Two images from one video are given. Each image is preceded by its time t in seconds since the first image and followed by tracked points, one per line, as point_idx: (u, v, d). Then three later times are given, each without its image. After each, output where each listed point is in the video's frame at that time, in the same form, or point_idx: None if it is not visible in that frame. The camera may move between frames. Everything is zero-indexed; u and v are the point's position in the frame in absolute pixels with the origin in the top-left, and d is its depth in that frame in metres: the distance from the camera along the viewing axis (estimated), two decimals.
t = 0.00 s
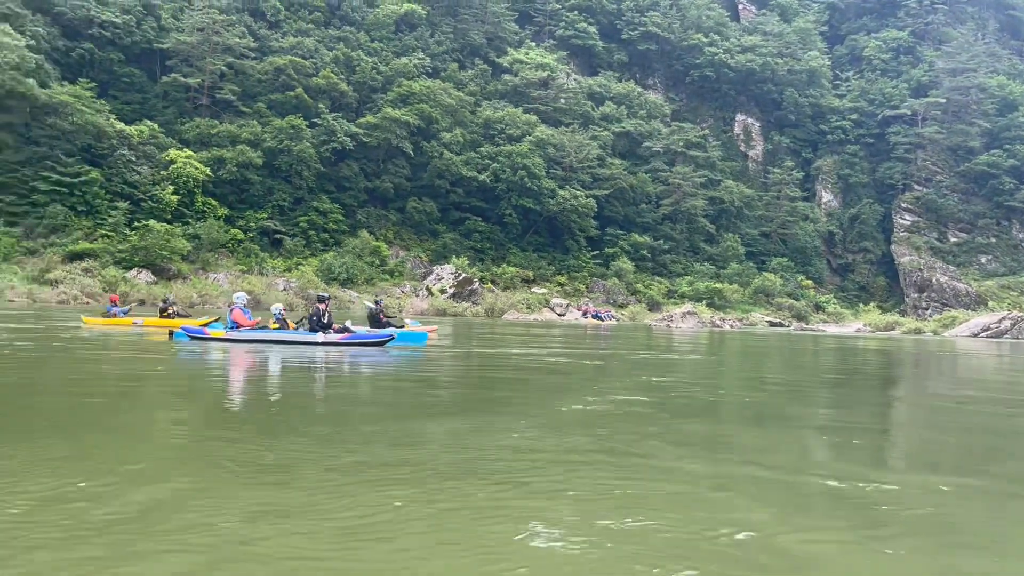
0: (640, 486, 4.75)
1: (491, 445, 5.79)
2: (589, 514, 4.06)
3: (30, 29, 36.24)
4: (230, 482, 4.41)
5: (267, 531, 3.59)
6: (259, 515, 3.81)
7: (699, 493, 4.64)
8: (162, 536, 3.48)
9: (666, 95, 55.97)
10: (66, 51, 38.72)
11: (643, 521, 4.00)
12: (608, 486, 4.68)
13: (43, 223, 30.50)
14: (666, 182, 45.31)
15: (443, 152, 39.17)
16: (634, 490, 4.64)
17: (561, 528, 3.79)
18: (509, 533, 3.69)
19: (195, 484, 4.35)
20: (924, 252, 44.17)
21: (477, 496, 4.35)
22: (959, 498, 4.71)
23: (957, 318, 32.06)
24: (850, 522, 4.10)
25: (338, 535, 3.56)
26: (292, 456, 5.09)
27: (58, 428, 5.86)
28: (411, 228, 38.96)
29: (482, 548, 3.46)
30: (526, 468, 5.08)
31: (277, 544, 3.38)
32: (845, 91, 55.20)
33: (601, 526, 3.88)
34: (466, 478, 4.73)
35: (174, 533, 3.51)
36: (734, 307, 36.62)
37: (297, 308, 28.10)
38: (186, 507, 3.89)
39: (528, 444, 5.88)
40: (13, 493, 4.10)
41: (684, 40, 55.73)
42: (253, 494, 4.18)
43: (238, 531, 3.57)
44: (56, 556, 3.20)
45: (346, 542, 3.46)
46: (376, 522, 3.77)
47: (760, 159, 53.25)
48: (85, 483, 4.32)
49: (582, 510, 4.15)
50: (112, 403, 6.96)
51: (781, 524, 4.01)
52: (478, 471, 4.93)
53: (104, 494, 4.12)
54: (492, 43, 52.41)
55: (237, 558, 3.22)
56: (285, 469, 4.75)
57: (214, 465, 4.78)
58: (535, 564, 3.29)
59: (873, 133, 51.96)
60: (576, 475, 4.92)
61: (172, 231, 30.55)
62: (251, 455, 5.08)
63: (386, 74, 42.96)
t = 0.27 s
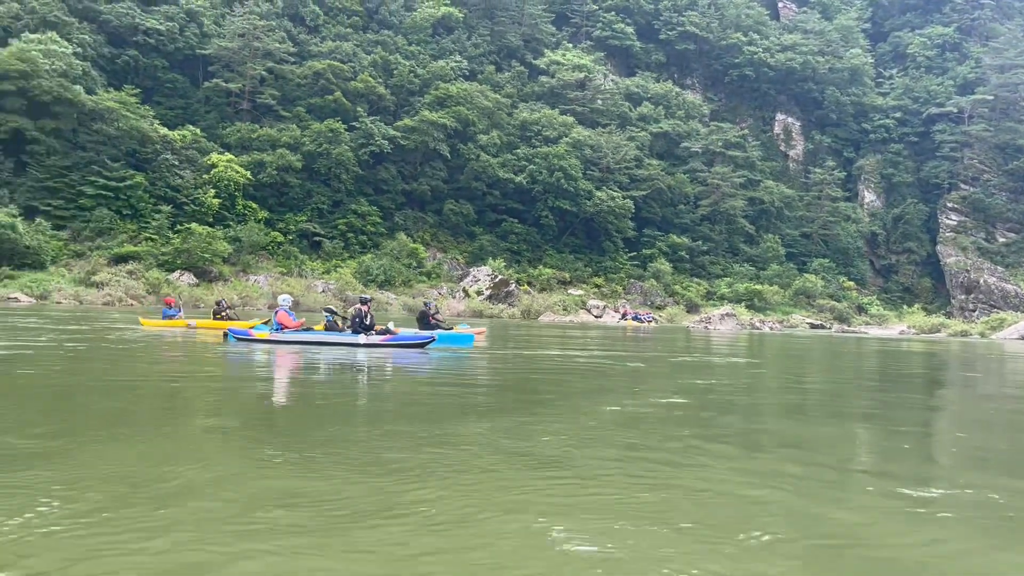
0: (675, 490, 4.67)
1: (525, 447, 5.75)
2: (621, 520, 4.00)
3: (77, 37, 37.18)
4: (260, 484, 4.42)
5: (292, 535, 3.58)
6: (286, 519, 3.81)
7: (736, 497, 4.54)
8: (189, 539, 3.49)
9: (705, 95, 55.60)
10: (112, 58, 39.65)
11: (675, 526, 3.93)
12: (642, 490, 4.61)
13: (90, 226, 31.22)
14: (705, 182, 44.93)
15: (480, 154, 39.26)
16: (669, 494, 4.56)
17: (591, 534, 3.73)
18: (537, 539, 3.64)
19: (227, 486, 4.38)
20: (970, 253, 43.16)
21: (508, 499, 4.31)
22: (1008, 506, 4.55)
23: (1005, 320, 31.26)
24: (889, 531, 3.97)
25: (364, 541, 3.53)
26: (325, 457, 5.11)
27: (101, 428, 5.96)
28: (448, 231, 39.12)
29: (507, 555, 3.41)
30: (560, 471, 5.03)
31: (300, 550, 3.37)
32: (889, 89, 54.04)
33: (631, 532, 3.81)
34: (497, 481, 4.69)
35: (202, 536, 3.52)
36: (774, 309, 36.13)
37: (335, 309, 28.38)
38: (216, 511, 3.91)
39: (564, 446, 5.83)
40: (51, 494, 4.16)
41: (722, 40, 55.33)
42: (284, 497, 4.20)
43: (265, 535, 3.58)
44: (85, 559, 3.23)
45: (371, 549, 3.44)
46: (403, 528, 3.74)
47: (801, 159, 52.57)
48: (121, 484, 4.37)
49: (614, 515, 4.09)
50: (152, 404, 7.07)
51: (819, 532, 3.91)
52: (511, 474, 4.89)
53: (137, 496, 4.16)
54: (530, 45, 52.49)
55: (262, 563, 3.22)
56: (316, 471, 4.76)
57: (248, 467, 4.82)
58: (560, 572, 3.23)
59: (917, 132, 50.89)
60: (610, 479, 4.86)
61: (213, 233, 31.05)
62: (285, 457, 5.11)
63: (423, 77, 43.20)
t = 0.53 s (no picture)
0: (706, 496, 4.57)
1: (556, 451, 5.69)
2: (649, 525, 3.92)
3: (120, 44, 38.00)
4: (286, 487, 4.42)
5: (314, 539, 3.56)
6: (308, 521, 3.79)
7: (768, 504, 4.43)
8: (211, 538, 3.51)
9: (742, 95, 55.13)
10: (154, 64, 40.45)
11: (703, 533, 3.84)
12: (672, 496, 4.52)
13: (132, 229, 31.82)
14: (742, 183, 44.47)
15: (514, 156, 39.28)
16: (700, 501, 4.47)
17: (616, 540, 3.66)
18: (560, 544, 3.58)
19: (253, 488, 4.38)
20: (1017, 254, 42.17)
21: (535, 504, 4.25)
22: None
23: None
24: (924, 540, 3.86)
25: (385, 545, 3.50)
26: (352, 460, 5.10)
27: (136, 429, 6.04)
28: (483, 233, 39.19)
29: (526, 557, 3.37)
30: (589, 477, 4.96)
31: (318, 551, 3.36)
32: (932, 88, 52.59)
33: (658, 539, 3.73)
34: (525, 487, 4.63)
35: (223, 539, 3.52)
36: (813, 311, 35.61)
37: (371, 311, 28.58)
38: (240, 512, 3.91)
39: (595, 450, 5.75)
40: (81, 493, 4.21)
41: (760, 39, 54.85)
42: (309, 499, 4.18)
43: (285, 539, 3.55)
44: (108, 559, 3.24)
45: (390, 553, 3.39)
46: (426, 532, 3.70)
47: (841, 159, 51.83)
48: (150, 485, 4.41)
49: (639, 519, 4.03)
50: (187, 405, 7.14)
51: (855, 540, 3.79)
52: (540, 479, 4.83)
53: (165, 495, 4.20)
54: (565, 46, 52.49)
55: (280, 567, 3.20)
56: (343, 473, 4.75)
57: (277, 468, 4.83)
58: None
59: (962, 130, 49.56)
60: (641, 485, 4.78)
61: (251, 236, 31.45)
62: (313, 459, 5.11)
63: (458, 80, 43.37)
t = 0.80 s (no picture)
0: (745, 499, 4.50)
1: (594, 453, 5.66)
2: (688, 528, 3.88)
3: (162, 49, 38.78)
4: (322, 486, 4.46)
5: (348, 537, 3.58)
6: (345, 521, 3.82)
7: (800, 508, 4.38)
8: (231, 537, 3.55)
9: (780, 94, 54.58)
10: (194, 69, 41.17)
11: (728, 536, 3.81)
12: (712, 498, 4.47)
13: (172, 232, 32.34)
14: (780, 184, 43.94)
15: (549, 158, 39.21)
16: (724, 504, 4.41)
17: (641, 543, 3.64)
18: (577, 547, 3.55)
19: (278, 487, 4.42)
20: None
21: (570, 508, 4.23)
22: None
23: None
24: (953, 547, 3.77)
25: (421, 545, 3.51)
26: (391, 460, 5.12)
27: (179, 427, 6.13)
28: (518, 235, 39.20)
29: (543, 561, 3.36)
30: (625, 478, 4.92)
31: (336, 551, 3.38)
32: (977, 85, 51.66)
33: (695, 543, 3.69)
34: (562, 488, 4.62)
35: (261, 538, 3.55)
36: (853, 313, 35.03)
37: (405, 312, 28.71)
38: (277, 512, 3.95)
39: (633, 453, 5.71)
40: (124, 491, 4.27)
41: (799, 38, 54.27)
42: (345, 499, 4.21)
43: (305, 538, 3.57)
44: (149, 558, 3.28)
45: (424, 555, 3.39)
46: (460, 532, 3.70)
47: (882, 159, 51.01)
48: (191, 483, 4.46)
49: (660, 522, 3.99)
50: (229, 404, 7.24)
51: (896, 548, 3.72)
52: (576, 480, 4.81)
53: (191, 493, 4.26)
54: (600, 47, 52.37)
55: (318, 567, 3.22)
56: (380, 474, 4.77)
57: (315, 468, 4.86)
58: None
59: (1007, 128, 48.24)
60: (679, 487, 4.74)
61: (288, 239, 31.80)
62: (351, 459, 5.15)
63: (493, 82, 43.48)
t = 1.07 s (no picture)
0: (780, 505, 4.45)
1: (629, 456, 5.63)
2: (716, 534, 3.84)
3: (202, 54, 39.46)
4: (356, 486, 4.50)
5: (379, 537, 3.61)
6: (377, 521, 3.84)
7: (832, 514, 4.31)
8: (258, 536, 3.58)
9: (819, 93, 53.86)
10: (233, 73, 41.79)
11: (756, 542, 3.76)
12: (741, 504, 4.42)
13: (211, 234, 32.81)
14: (820, 184, 43.30)
15: (584, 159, 39.08)
16: (754, 509, 4.36)
17: (666, 549, 3.61)
18: (600, 552, 3.54)
19: (309, 487, 4.46)
20: None
21: (602, 510, 4.21)
22: None
23: None
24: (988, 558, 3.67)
25: (451, 547, 3.51)
26: (425, 461, 5.15)
27: (219, 426, 6.23)
28: (553, 236, 39.14)
29: (566, 565, 3.34)
30: (659, 482, 4.89)
31: (359, 552, 3.40)
32: None
33: (727, 548, 3.65)
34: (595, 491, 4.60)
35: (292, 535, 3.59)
36: (895, 315, 34.37)
37: (440, 313, 28.82)
38: (310, 510, 3.99)
39: (668, 456, 5.68)
40: (163, 487, 4.36)
41: (840, 35, 53.52)
42: (377, 499, 4.24)
43: (329, 538, 3.59)
44: (178, 552, 3.34)
45: (453, 557, 3.40)
46: (491, 534, 3.72)
47: (925, 158, 50.03)
48: (228, 481, 4.53)
49: (686, 527, 3.95)
50: (267, 404, 7.33)
51: (933, 556, 3.65)
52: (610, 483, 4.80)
53: (223, 491, 4.32)
54: (636, 47, 52.09)
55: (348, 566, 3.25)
56: (414, 474, 4.79)
57: (350, 469, 4.90)
58: None
59: None
60: (713, 491, 4.70)
61: (325, 240, 32.08)
62: (387, 460, 5.19)
63: (528, 83, 43.48)
